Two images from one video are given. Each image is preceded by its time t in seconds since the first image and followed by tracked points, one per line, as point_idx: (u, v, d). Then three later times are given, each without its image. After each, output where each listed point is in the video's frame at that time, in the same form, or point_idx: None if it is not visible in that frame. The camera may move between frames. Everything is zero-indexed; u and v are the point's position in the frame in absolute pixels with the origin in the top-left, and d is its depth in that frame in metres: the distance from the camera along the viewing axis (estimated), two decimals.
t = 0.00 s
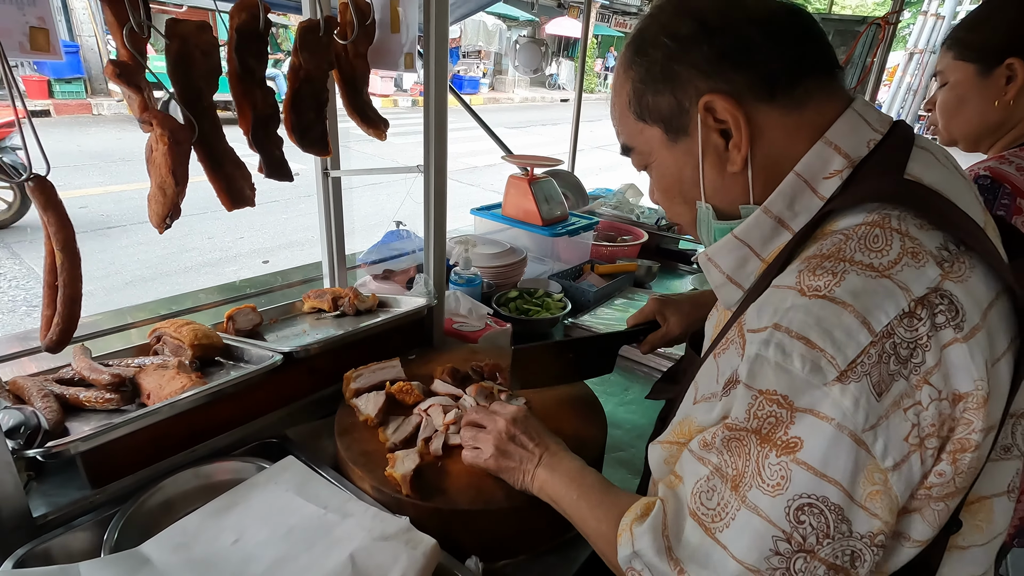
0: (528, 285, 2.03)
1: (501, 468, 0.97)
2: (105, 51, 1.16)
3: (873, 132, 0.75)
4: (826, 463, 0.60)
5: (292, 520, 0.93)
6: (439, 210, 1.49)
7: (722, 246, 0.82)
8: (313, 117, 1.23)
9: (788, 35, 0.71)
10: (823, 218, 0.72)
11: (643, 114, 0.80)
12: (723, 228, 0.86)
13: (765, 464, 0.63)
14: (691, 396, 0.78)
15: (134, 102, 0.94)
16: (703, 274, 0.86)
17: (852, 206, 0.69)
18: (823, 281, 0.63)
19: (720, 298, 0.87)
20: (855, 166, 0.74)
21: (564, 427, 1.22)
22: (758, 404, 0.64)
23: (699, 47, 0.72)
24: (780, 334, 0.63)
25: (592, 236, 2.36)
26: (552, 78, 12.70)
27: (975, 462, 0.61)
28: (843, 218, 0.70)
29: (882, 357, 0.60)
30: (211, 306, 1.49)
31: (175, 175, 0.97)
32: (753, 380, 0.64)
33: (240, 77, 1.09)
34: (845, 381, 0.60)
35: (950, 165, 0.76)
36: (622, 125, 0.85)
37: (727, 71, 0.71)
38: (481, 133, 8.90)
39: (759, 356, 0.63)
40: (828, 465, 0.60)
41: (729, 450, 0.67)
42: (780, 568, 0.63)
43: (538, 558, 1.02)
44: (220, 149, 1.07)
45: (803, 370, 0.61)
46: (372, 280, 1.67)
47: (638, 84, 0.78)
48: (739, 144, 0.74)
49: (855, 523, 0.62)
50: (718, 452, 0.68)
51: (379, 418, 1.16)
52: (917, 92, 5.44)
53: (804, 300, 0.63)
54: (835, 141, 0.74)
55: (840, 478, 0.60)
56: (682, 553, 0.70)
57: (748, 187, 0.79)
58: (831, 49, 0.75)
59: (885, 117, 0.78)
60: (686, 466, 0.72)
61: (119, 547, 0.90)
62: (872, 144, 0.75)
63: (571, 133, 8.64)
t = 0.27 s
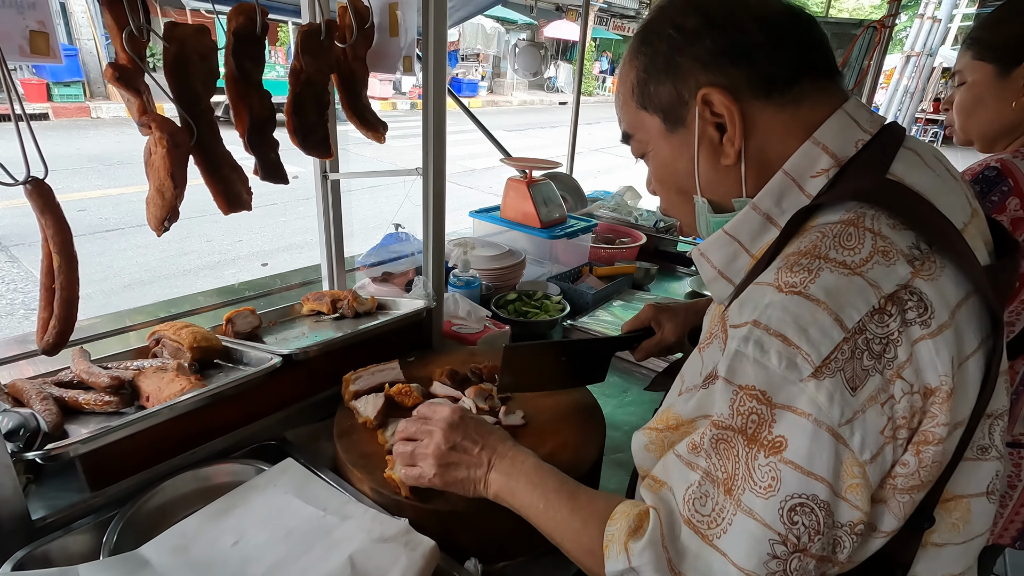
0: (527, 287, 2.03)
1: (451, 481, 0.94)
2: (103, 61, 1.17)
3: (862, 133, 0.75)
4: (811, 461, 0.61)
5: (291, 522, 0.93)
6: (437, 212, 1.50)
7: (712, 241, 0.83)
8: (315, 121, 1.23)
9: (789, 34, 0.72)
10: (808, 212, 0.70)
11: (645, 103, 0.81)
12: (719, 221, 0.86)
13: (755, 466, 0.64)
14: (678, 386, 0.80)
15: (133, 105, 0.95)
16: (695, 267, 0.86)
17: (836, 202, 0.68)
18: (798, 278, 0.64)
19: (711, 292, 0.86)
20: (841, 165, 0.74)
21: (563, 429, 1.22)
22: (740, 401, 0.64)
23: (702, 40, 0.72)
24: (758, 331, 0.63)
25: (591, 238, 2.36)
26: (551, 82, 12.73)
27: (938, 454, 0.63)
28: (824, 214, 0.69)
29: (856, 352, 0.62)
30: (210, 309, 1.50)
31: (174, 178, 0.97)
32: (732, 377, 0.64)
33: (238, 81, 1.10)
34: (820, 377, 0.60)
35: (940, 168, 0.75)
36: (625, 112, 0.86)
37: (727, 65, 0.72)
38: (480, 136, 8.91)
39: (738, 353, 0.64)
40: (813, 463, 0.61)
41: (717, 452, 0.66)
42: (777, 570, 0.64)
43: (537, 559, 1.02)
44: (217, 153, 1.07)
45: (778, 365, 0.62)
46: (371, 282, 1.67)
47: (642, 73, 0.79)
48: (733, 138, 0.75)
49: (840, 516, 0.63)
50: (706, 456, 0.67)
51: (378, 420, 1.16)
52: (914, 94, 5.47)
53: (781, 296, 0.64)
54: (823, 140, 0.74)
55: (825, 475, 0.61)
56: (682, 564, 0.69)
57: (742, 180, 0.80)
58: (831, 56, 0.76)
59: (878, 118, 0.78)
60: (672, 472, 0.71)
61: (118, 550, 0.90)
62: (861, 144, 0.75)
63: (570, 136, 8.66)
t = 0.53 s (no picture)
0: (527, 289, 2.03)
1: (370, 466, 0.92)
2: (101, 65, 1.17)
3: (856, 132, 0.75)
4: (766, 429, 0.60)
5: (291, 525, 0.92)
6: (438, 214, 1.49)
7: (708, 239, 0.83)
8: (315, 122, 1.23)
9: (793, 35, 0.73)
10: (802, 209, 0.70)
11: (647, 93, 0.78)
12: (711, 215, 0.87)
13: (707, 424, 0.61)
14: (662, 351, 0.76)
15: (131, 107, 0.95)
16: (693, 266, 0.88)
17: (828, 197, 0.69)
18: (787, 266, 0.64)
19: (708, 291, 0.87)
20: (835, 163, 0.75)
21: (563, 431, 1.22)
22: (712, 371, 0.62)
23: (710, 32, 0.72)
24: (740, 309, 0.62)
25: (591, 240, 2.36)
26: (550, 83, 12.75)
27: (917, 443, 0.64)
28: (818, 210, 0.69)
29: (834, 336, 0.61)
30: (209, 311, 1.49)
31: (171, 180, 0.96)
32: (709, 350, 0.62)
33: (235, 82, 1.09)
34: (795, 355, 0.59)
35: (934, 170, 0.76)
36: (623, 103, 0.82)
37: (734, 58, 0.72)
38: (479, 138, 8.92)
39: (718, 330, 0.63)
40: (768, 430, 0.60)
41: (673, 409, 0.63)
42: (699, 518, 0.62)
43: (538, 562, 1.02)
44: (219, 156, 1.07)
45: (756, 342, 0.60)
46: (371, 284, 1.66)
47: (646, 61, 0.76)
48: (736, 132, 0.75)
49: (778, 482, 0.62)
50: (661, 412, 0.63)
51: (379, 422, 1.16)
52: (912, 95, 5.47)
53: (768, 281, 0.63)
54: (818, 139, 0.74)
55: (776, 442, 0.60)
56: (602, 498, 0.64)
57: (740, 176, 0.80)
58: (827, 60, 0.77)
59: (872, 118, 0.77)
60: (614, 418, 0.66)
61: (117, 553, 0.89)
62: (855, 142, 0.75)
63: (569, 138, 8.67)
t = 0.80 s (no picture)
0: (526, 291, 2.03)
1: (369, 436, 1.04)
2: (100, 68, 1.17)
3: (828, 133, 0.76)
4: (700, 395, 0.61)
5: (291, 528, 0.92)
6: (438, 216, 1.49)
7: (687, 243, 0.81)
8: (314, 123, 1.23)
9: (768, 43, 0.74)
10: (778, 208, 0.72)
11: (626, 100, 0.78)
12: (692, 218, 0.87)
13: (645, 383, 0.63)
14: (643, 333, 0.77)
15: (130, 108, 0.94)
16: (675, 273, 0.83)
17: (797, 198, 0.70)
18: (749, 258, 0.65)
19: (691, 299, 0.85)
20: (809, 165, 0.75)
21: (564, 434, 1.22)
22: (661, 341, 0.64)
23: (688, 39, 0.73)
24: (694, 288, 0.64)
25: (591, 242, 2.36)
26: (549, 86, 12.76)
27: (879, 433, 0.66)
28: (791, 209, 0.70)
29: (780, 319, 0.61)
30: (209, 312, 1.49)
31: (170, 182, 0.96)
32: (667, 323, 0.64)
33: (237, 83, 1.09)
34: (740, 332, 0.60)
35: (906, 168, 0.75)
36: (603, 113, 0.83)
37: (712, 62, 0.72)
38: (478, 140, 8.92)
39: (672, 305, 0.64)
40: (701, 396, 0.61)
41: (622, 371, 0.66)
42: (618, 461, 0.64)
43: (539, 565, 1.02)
44: (220, 155, 1.07)
45: (704, 318, 0.62)
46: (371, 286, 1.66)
47: (625, 69, 0.77)
48: (716, 135, 0.75)
49: (706, 450, 0.63)
50: (612, 371, 0.66)
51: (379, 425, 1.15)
52: (910, 97, 5.49)
53: (725, 270, 0.65)
54: (790, 142, 0.75)
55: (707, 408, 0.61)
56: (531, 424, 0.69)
57: (720, 178, 0.80)
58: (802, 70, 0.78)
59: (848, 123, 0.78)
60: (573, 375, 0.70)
61: (115, 556, 0.89)
62: (827, 144, 0.75)
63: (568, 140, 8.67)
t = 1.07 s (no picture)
0: (527, 292, 2.02)
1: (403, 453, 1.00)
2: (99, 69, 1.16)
3: (808, 132, 0.75)
4: (703, 408, 0.60)
5: (293, 529, 0.91)
6: (439, 217, 1.49)
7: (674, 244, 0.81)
8: (315, 124, 1.23)
9: (749, 44, 0.74)
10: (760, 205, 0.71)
11: (614, 103, 0.79)
12: (683, 218, 0.86)
13: (651, 406, 0.62)
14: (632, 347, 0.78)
15: (134, 109, 0.94)
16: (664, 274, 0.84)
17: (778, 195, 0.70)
18: (727, 257, 0.65)
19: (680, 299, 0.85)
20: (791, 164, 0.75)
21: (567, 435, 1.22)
22: (653, 354, 0.63)
23: (671, 41, 0.73)
24: (681, 296, 0.64)
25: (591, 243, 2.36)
26: (548, 87, 12.78)
27: (862, 427, 0.65)
28: (771, 206, 0.70)
29: (767, 318, 0.61)
30: (209, 314, 1.49)
31: (175, 182, 0.96)
32: (653, 334, 0.64)
33: (242, 84, 1.08)
34: (730, 336, 0.60)
35: (886, 165, 0.74)
36: (592, 117, 0.82)
37: (697, 64, 0.73)
38: (478, 141, 8.92)
39: (660, 316, 0.64)
40: (705, 409, 0.60)
41: (625, 395, 0.65)
42: (646, 502, 0.62)
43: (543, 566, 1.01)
44: (222, 155, 1.06)
45: (694, 326, 0.62)
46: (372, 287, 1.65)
47: (613, 72, 0.77)
48: (702, 134, 0.75)
49: (718, 465, 0.62)
50: (616, 399, 0.66)
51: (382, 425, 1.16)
52: (910, 99, 5.50)
53: (707, 272, 0.65)
54: (771, 142, 0.75)
55: (713, 421, 0.60)
56: (564, 485, 0.67)
57: (708, 178, 0.80)
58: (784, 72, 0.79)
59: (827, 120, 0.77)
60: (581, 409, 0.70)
61: (117, 558, 0.88)
62: (806, 143, 0.74)
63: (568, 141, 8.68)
